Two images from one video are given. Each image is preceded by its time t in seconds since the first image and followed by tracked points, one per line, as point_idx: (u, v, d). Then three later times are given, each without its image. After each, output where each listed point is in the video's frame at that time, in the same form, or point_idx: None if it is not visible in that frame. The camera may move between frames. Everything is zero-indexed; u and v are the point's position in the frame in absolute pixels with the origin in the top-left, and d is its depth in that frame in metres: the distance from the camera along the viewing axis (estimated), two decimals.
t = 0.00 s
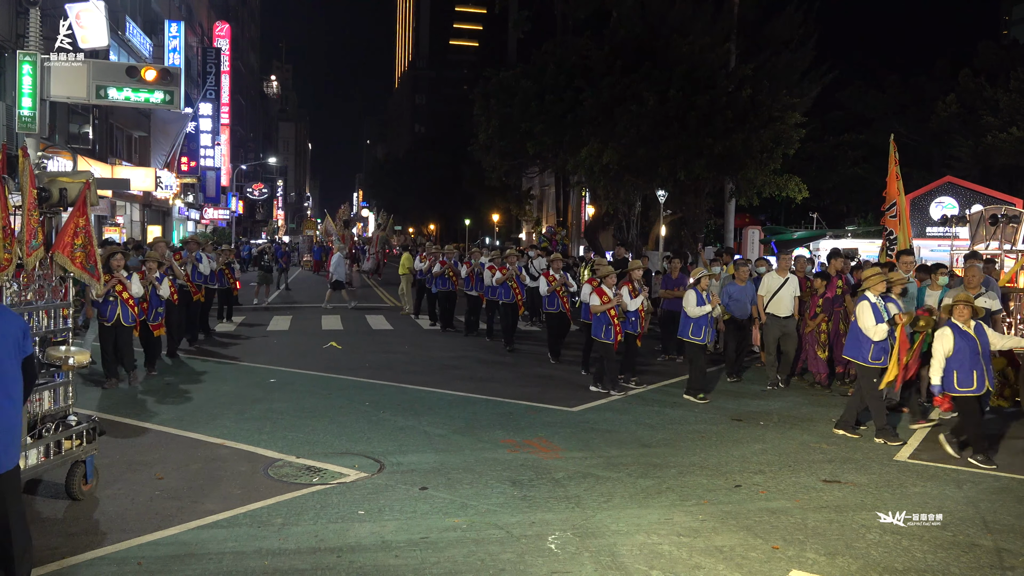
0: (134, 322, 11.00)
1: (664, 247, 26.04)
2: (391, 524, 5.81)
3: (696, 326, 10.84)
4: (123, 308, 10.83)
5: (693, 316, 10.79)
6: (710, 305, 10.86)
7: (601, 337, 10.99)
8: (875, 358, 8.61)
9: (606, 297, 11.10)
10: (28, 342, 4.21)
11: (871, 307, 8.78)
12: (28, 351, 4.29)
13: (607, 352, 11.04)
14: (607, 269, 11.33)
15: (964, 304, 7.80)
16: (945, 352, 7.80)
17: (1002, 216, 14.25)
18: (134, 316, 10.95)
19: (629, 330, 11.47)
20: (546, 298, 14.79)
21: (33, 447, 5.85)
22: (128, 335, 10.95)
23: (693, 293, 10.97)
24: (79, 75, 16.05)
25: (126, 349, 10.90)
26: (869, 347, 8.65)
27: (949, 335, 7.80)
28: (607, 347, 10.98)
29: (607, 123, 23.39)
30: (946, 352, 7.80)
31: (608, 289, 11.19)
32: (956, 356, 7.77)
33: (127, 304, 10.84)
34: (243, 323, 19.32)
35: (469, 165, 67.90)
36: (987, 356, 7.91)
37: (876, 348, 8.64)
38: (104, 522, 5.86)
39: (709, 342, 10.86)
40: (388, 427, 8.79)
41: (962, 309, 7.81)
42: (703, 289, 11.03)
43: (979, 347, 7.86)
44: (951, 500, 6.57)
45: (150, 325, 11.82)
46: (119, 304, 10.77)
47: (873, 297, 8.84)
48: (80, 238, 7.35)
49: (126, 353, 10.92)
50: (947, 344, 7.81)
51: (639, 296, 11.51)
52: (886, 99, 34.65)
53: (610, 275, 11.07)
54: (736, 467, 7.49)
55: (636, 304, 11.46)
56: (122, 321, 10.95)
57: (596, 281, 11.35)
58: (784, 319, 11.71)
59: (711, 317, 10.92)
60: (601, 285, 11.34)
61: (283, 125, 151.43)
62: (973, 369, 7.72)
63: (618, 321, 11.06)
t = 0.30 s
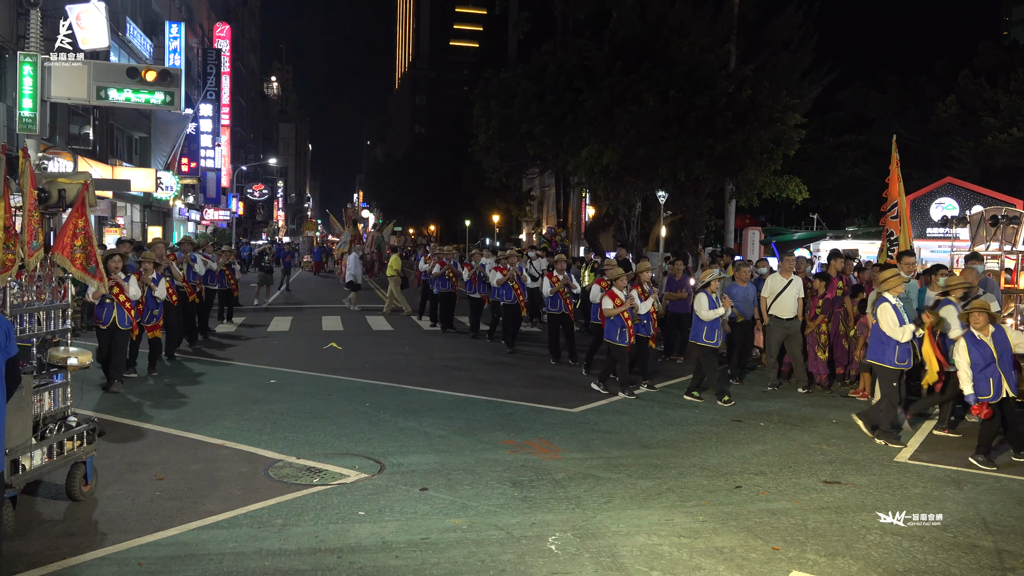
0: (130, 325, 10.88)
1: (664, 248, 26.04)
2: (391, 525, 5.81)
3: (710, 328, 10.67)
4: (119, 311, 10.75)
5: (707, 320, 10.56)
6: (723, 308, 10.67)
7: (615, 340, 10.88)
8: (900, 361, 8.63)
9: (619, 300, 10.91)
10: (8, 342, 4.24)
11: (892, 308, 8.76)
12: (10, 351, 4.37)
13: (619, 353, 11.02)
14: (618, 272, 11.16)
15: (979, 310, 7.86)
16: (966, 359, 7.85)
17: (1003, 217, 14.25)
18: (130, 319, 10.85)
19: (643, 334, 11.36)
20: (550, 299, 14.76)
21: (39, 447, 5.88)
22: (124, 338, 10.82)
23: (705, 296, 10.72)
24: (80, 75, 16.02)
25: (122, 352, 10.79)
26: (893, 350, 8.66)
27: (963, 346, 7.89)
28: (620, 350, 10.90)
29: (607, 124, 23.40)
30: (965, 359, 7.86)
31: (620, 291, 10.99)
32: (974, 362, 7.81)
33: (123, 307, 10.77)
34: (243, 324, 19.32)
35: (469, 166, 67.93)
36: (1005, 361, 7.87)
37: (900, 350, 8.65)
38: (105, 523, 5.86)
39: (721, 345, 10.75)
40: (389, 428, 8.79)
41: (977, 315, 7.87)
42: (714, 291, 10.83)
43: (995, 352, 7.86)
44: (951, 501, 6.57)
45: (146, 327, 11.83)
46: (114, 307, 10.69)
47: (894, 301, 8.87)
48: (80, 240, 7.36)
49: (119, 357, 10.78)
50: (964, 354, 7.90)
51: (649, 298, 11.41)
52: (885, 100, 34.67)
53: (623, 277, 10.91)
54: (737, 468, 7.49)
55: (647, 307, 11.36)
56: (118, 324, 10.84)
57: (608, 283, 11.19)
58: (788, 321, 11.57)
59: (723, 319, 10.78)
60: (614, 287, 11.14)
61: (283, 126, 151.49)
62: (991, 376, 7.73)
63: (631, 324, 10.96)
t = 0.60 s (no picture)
0: (141, 329, 10.87)
1: (673, 249, 25.99)
2: (402, 527, 5.83)
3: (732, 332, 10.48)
4: (130, 315, 10.71)
5: (730, 324, 10.35)
6: (747, 311, 10.43)
7: (636, 343, 10.83)
8: (922, 362, 8.47)
9: (640, 302, 10.84)
10: (26, 352, 4.05)
11: (919, 310, 8.55)
12: (29, 359, 4.16)
13: (641, 355, 10.91)
14: (639, 274, 11.11)
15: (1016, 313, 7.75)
16: (994, 360, 7.76)
17: (1016, 217, 14.12)
18: (140, 323, 10.82)
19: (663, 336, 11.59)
20: (563, 302, 14.80)
21: (55, 450, 5.91)
22: (135, 341, 10.83)
23: (728, 300, 10.46)
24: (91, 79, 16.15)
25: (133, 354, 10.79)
26: (918, 351, 8.48)
27: (992, 346, 7.79)
28: (642, 352, 10.84)
29: (617, 126, 23.37)
30: (993, 360, 7.77)
31: (642, 293, 10.98)
32: (1001, 364, 7.72)
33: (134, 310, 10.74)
34: (253, 326, 19.39)
35: (478, 168, 67.97)
36: None
37: (924, 352, 8.47)
38: (117, 525, 5.89)
39: (744, 348, 10.57)
40: (399, 430, 8.81)
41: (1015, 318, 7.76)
42: (736, 294, 10.59)
43: None
44: (963, 503, 6.53)
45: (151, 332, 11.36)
46: (125, 311, 10.68)
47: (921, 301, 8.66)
48: (88, 243, 7.39)
49: (133, 360, 10.79)
50: (992, 354, 7.80)
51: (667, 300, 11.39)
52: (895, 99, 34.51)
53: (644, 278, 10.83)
54: (748, 469, 7.46)
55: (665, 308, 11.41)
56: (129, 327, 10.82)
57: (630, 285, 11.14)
58: (805, 323, 11.56)
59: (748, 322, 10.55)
60: (634, 288, 11.07)
61: (293, 130, 152.52)
62: (1016, 378, 7.62)
63: (653, 325, 10.94)
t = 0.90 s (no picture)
0: (144, 333, 10.89)
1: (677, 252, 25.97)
2: (405, 530, 5.82)
3: (744, 335, 10.50)
4: (132, 319, 10.74)
5: (743, 327, 10.38)
6: (760, 314, 10.43)
7: (650, 346, 10.76)
8: (940, 364, 8.45)
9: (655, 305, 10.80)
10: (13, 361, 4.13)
11: (935, 313, 8.51)
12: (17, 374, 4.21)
13: (654, 359, 10.87)
14: (651, 278, 11.07)
15: None
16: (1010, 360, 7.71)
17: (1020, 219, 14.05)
18: (143, 327, 10.84)
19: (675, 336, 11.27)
20: (568, 304, 14.75)
21: (60, 453, 5.92)
22: (136, 344, 10.88)
23: (741, 302, 10.47)
24: (95, 84, 16.21)
25: (135, 358, 10.84)
26: (934, 353, 8.46)
27: (1009, 347, 7.72)
28: (657, 356, 10.80)
29: (620, 128, 23.38)
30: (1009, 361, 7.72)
31: (655, 296, 10.95)
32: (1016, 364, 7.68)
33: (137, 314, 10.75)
34: (257, 330, 19.42)
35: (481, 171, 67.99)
36: None
37: (941, 354, 8.45)
38: (121, 529, 5.89)
39: (757, 351, 10.57)
40: (403, 433, 8.80)
41: None
42: (749, 297, 10.58)
43: None
44: (968, 505, 6.51)
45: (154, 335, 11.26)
46: (128, 314, 10.70)
47: (936, 303, 8.61)
48: (87, 246, 7.40)
49: (135, 364, 10.83)
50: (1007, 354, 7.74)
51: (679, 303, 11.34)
52: (899, 101, 34.45)
53: (657, 282, 10.80)
54: (752, 473, 7.44)
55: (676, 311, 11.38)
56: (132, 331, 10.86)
57: (642, 289, 11.10)
58: (817, 325, 11.37)
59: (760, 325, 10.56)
60: (647, 292, 11.02)
61: (297, 133, 152.76)
62: None
63: (666, 328, 10.83)
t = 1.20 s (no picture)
0: (142, 339, 10.93)
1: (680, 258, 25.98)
2: (408, 537, 5.82)
3: (757, 343, 10.45)
4: (131, 326, 10.74)
5: (754, 334, 10.35)
6: (772, 321, 10.40)
7: (664, 352, 10.73)
8: (958, 371, 8.46)
9: (670, 311, 10.77)
10: None
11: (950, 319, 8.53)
12: None
13: (667, 366, 10.82)
14: (668, 284, 11.05)
15: None
16: None
17: None
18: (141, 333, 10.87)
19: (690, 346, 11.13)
20: (572, 310, 14.74)
21: (63, 460, 5.92)
22: (135, 351, 10.89)
23: (754, 309, 10.45)
24: (99, 91, 16.25)
25: (134, 366, 10.85)
26: (952, 360, 8.47)
27: None
28: (671, 362, 10.75)
29: (622, 134, 23.41)
30: None
31: (671, 302, 10.85)
32: None
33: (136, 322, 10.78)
34: (260, 336, 19.44)
35: (484, 177, 68.06)
36: None
37: (959, 360, 8.46)
38: (122, 536, 5.89)
39: (771, 359, 10.50)
40: (406, 440, 8.80)
41: None
42: (763, 304, 10.55)
43: None
44: (972, 512, 6.49)
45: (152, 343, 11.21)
46: (127, 322, 10.69)
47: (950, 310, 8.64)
48: (95, 253, 7.42)
49: (135, 372, 10.85)
50: None
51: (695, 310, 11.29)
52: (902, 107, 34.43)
53: (673, 288, 10.77)
54: (755, 479, 7.43)
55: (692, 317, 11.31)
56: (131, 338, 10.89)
57: (659, 295, 11.07)
58: (821, 332, 11.34)
59: (773, 332, 10.50)
60: (664, 297, 11.00)
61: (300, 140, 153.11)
62: None
63: (682, 335, 10.82)
